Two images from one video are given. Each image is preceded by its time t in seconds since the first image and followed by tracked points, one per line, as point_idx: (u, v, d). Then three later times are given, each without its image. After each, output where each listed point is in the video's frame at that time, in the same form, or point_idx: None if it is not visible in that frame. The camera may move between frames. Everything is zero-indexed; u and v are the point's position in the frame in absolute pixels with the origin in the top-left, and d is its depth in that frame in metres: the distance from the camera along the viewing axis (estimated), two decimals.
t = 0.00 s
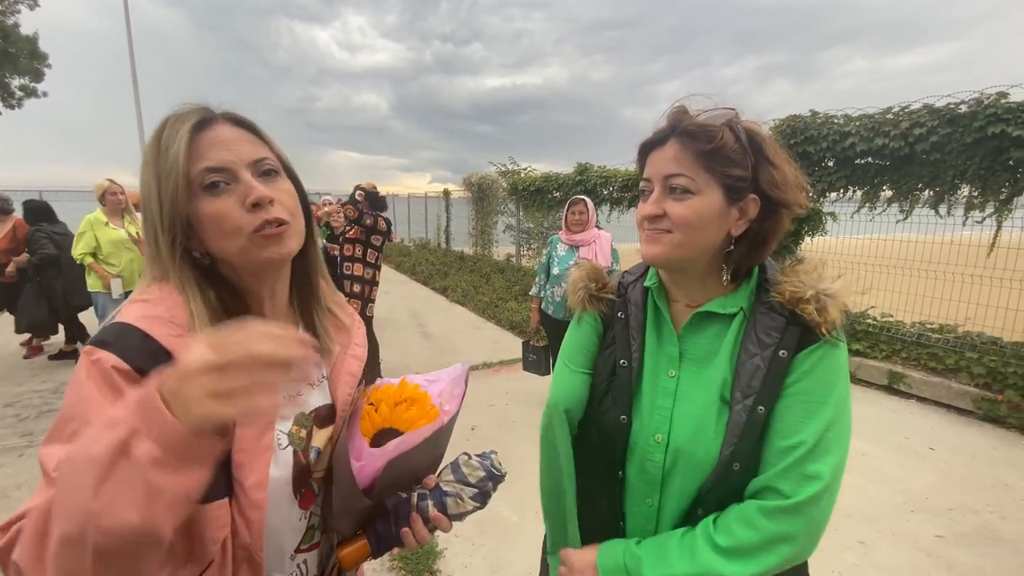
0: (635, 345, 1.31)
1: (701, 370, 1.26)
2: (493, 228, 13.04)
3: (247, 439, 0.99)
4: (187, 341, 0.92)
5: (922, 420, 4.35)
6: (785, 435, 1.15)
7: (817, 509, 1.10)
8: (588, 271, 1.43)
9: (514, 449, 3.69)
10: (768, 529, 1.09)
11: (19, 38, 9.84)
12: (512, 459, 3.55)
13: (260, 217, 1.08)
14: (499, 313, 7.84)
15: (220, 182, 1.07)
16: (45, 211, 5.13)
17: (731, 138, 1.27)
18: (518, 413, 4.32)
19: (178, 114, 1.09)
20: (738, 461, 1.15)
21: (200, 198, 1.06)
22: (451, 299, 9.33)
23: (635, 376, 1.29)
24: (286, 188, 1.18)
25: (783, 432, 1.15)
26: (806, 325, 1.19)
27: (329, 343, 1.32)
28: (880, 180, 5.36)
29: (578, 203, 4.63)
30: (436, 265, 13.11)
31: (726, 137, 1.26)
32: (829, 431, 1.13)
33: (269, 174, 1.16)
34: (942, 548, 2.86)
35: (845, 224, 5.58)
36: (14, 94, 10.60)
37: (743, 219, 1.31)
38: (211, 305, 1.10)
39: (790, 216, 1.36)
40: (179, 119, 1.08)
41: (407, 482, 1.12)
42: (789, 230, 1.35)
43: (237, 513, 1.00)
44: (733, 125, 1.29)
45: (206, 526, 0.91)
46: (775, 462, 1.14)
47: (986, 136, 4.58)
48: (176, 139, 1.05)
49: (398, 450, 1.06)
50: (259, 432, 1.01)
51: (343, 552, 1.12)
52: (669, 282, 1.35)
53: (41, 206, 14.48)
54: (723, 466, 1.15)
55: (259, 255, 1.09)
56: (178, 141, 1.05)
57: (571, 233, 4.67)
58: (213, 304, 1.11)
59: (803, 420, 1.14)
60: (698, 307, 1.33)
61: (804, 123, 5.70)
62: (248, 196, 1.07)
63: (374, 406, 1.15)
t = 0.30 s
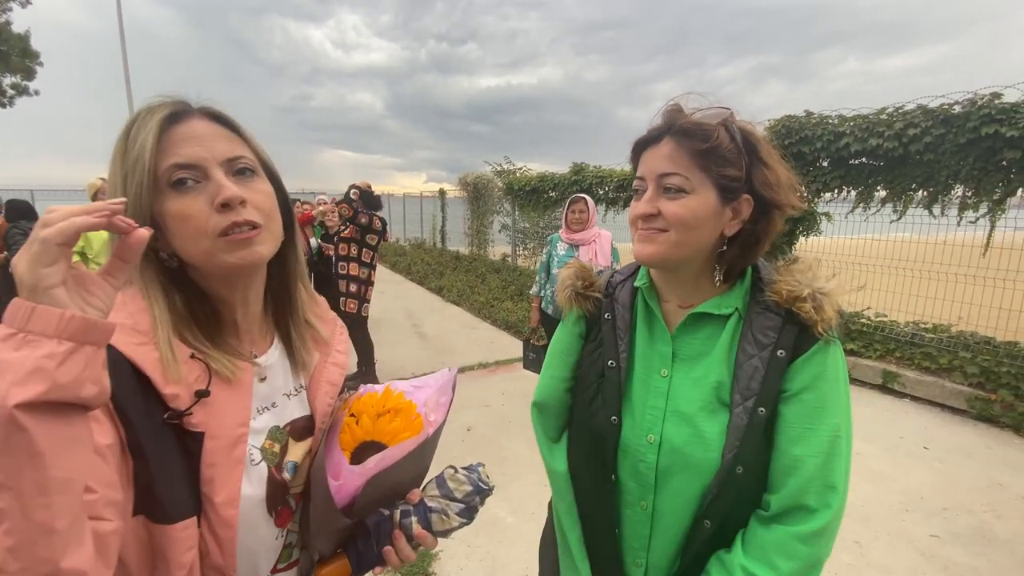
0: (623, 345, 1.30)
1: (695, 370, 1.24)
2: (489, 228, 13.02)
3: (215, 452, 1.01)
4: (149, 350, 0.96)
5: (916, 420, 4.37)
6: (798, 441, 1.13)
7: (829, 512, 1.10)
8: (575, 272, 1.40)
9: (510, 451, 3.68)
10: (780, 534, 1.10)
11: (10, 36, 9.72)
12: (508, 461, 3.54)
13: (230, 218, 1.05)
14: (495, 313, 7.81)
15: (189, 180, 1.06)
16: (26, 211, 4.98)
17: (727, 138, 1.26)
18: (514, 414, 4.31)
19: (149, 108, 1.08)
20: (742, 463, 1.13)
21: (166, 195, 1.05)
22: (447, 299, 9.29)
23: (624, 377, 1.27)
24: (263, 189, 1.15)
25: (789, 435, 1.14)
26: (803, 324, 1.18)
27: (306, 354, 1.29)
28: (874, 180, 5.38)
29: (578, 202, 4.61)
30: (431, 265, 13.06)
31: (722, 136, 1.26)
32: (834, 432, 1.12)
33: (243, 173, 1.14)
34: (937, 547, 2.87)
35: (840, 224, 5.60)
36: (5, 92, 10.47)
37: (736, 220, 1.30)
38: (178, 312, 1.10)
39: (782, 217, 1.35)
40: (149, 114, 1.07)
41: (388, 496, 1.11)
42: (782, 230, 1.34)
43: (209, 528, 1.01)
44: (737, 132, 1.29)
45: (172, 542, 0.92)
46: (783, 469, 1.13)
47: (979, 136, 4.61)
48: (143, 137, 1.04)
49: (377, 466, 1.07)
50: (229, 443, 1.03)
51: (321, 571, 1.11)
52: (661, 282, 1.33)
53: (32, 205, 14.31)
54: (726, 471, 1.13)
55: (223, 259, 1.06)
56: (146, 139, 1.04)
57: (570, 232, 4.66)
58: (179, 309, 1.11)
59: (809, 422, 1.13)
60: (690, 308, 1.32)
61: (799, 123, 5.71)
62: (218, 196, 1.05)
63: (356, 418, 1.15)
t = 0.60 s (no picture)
0: (617, 349, 1.29)
1: (690, 371, 1.24)
2: (485, 228, 13.01)
3: (167, 460, 1.01)
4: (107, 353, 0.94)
5: (911, 419, 4.39)
6: (806, 441, 1.12)
7: (845, 511, 1.10)
8: (565, 273, 1.38)
9: (505, 451, 3.67)
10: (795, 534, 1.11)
11: (2, 34, 9.64)
12: (503, 461, 3.54)
13: (178, 208, 1.05)
14: (491, 313, 7.81)
15: (138, 176, 1.05)
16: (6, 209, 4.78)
17: (716, 140, 1.25)
18: (509, 414, 4.30)
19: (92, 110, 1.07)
20: (746, 465, 1.12)
21: (113, 193, 1.04)
22: (444, 299, 9.28)
23: (618, 379, 1.27)
24: (215, 181, 1.14)
25: (792, 434, 1.14)
26: (796, 322, 1.18)
27: (276, 358, 1.31)
28: (868, 180, 5.41)
29: (578, 201, 4.59)
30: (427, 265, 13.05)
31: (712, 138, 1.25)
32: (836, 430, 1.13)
33: (194, 167, 1.13)
34: (931, 547, 2.88)
35: (833, 224, 5.62)
36: None
37: (726, 221, 1.30)
38: (134, 312, 1.09)
39: (771, 219, 1.35)
40: (93, 116, 1.06)
41: (358, 508, 1.06)
42: (770, 230, 1.34)
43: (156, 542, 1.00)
44: (728, 134, 1.29)
45: (114, 554, 0.91)
46: (790, 470, 1.13)
47: (973, 138, 4.63)
48: (86, 139, 1.03)
49: (338, 473, 1.01)
50: (183, 453, 1.03)
51: None
52: (651, 284, 1.33)
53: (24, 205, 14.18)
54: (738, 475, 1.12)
55: (175, 252, 1.05)
56: (89, 140, 1.02)
57: (570, 231, 4.66)
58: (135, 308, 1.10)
59: (814, 422, 1.13)
60: (681, 310, 1.32)
61: (794, 124, 5.74)
62: (167, 188, 1.04)
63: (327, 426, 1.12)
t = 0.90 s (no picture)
0: (617, 351, 1.27)
1: (691, 371, 1.23)
2: (482, 228, 13.01)
3: (138, 480, 0.99)
4: (70, 371, 0.92)
5: (906, 419, 4.41)
6: (814, 436, 1.12)
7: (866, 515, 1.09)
8: (561, 277, 1.37)
9: (503, 451, 3.67)
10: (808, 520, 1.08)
11: None
12: (501, 462, 3.54)
13: (196, 215, 1.07)
14: (489, 313, 7.80)
15: (149, 177, 1.05)
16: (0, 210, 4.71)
17: (719, 138, 1.25)
18: (507, 414, 4.30)
19: (101, 103, 1.05)
20: (753, 462, 1.12)
21: (122, 189, 1.03)
22: (441, 299, 9.27)
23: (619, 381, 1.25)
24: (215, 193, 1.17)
25: (796, 430, 1.14)
26: (795, 319, 1.18)
27: (252, 359, 1.31)
28: (864, 181, 5.42)
29: (578, 201, 4.59)
30: (425, 265, 13.04)
31: (715, 136, 1.25)
32: (842, 425, 1.13)
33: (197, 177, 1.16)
34: (927, 546, 2.89)
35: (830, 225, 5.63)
36: None
37: (727, 220, 1.29)
38: (109, 320, 1.06)
39: (767, 217, 1.35)
40: (107, 108, 1.05)
41: (351, 500, 1.09)
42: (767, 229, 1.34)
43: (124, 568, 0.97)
44: (731, 135, 1.29)
45: None
46: (795, 464, 1.13)
47: (968, 138, 4.65)
48: (103, 129, 1.02)
49: (341, 466, 1.03)
50: (152, 474, 1.01)
51: None
52: (651, 286, 1.33)
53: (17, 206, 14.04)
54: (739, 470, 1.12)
55: (187, 254, 1.06)
56: (104, 132, 1.01)
57: (569, 231, 4.66)
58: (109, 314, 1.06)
59: (821, 417, 1.12)
60: (681, 310, 1.32)
61: (790, 124, 5.76)
62: (183, 194, 1.07)
63: (311, 425, 1.14)
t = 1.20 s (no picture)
0: (621, 351, 1.28)
1: (690, 372, 1.24)
2: (480, 228, 13.02)
3: (159, 482, 0.99)
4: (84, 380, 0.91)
5: (901, 418, 4.44)
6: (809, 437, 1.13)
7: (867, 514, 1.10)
8: (561, 278, 1.39)
9: (501, 451, 3.69)
10: (814, 508, 1.08)
11: None
12: (499, 461, 3.56)
13: (210, 225, 1.14)
14: (487, 314, 7.82)
15: (165, 185, 1.08)
16: None
17: (722, 144, 1.27)
18: (506, 414, 4.32)
19: (124, 107, 1.06)
20: (742, 459, 1.13)
21: (141, 193, 1.04)
22: (439, 299, 9.28)
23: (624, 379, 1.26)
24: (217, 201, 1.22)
25: (791, 431, 1.15)
26: (790, 321, 1.20)
27: (239, 356, 1.35)
28: (860, 182, 5.46)
29: (578, 201, 4.60)
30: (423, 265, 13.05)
31: (719, 142, 1.27)
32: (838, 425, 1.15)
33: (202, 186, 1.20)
34: (921, 544, 2.92)
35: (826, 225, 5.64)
36: None
37: (725, 225, 1.31)
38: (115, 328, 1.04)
39: (766, 225, 1.37)
40: (131, 113, 1.06)
41: (351, 475, 1.19)
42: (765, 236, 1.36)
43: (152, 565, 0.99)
44: (735, 144, 1.31)
45: None
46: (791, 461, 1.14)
47: (962, 139, 4.69)
48: (132, 133, 1.03)
49: (347, 440, 1.16)
50: (173, 474, 1.02)
51: (299, 562, 1.14)
52: (651, 288, 1.35)
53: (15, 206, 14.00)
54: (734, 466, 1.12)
55: (204, 263, 1.12)
56: (134, 137, 1.03)
57: (569, 232, 4.67)
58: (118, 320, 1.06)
59: (818, 417, 1.14)
60: (680, 312, 1.33)
61: (787, 126, 5.80)
62: (200, 205, 1.12)
63: (303, 412, 1.20)
